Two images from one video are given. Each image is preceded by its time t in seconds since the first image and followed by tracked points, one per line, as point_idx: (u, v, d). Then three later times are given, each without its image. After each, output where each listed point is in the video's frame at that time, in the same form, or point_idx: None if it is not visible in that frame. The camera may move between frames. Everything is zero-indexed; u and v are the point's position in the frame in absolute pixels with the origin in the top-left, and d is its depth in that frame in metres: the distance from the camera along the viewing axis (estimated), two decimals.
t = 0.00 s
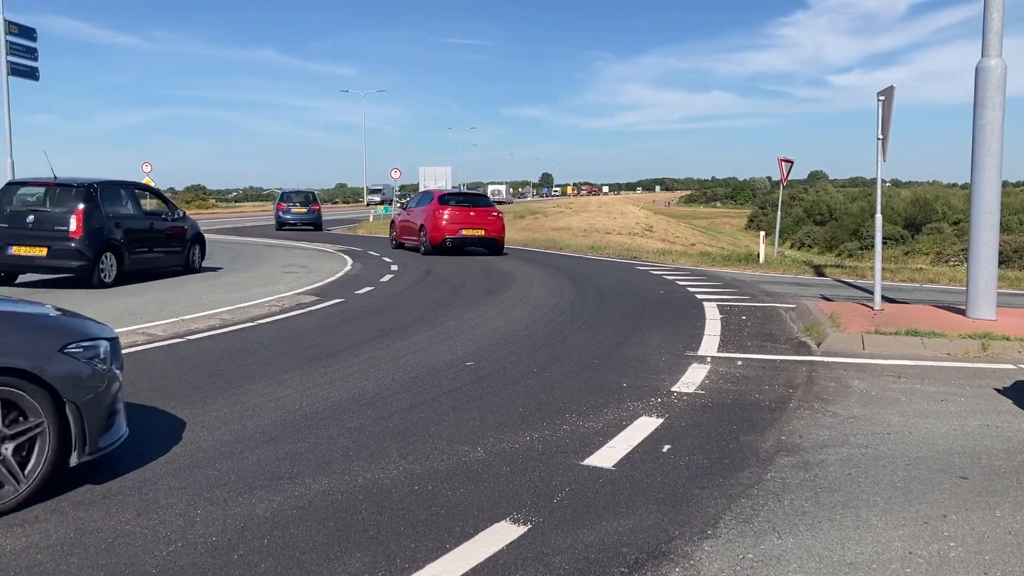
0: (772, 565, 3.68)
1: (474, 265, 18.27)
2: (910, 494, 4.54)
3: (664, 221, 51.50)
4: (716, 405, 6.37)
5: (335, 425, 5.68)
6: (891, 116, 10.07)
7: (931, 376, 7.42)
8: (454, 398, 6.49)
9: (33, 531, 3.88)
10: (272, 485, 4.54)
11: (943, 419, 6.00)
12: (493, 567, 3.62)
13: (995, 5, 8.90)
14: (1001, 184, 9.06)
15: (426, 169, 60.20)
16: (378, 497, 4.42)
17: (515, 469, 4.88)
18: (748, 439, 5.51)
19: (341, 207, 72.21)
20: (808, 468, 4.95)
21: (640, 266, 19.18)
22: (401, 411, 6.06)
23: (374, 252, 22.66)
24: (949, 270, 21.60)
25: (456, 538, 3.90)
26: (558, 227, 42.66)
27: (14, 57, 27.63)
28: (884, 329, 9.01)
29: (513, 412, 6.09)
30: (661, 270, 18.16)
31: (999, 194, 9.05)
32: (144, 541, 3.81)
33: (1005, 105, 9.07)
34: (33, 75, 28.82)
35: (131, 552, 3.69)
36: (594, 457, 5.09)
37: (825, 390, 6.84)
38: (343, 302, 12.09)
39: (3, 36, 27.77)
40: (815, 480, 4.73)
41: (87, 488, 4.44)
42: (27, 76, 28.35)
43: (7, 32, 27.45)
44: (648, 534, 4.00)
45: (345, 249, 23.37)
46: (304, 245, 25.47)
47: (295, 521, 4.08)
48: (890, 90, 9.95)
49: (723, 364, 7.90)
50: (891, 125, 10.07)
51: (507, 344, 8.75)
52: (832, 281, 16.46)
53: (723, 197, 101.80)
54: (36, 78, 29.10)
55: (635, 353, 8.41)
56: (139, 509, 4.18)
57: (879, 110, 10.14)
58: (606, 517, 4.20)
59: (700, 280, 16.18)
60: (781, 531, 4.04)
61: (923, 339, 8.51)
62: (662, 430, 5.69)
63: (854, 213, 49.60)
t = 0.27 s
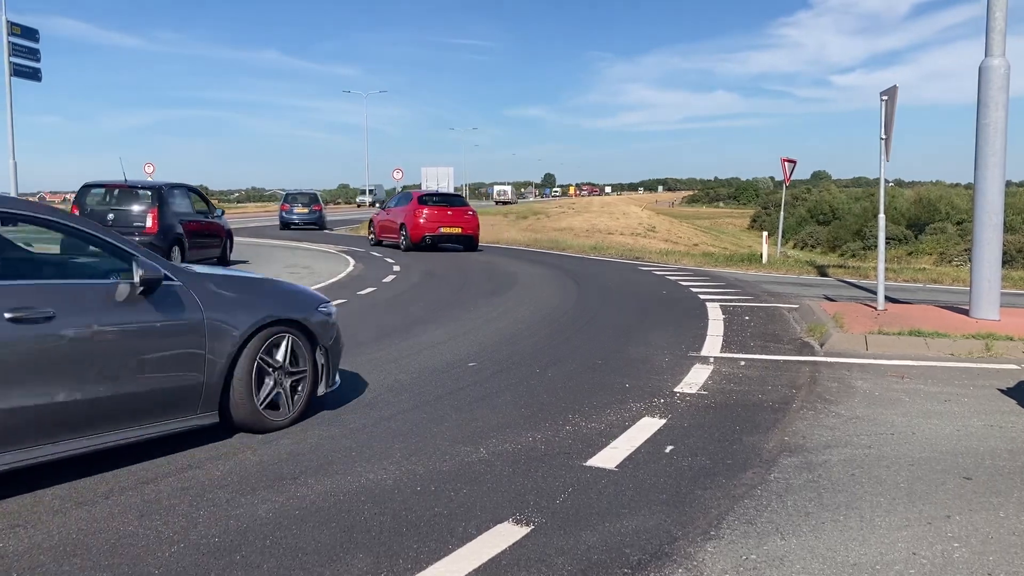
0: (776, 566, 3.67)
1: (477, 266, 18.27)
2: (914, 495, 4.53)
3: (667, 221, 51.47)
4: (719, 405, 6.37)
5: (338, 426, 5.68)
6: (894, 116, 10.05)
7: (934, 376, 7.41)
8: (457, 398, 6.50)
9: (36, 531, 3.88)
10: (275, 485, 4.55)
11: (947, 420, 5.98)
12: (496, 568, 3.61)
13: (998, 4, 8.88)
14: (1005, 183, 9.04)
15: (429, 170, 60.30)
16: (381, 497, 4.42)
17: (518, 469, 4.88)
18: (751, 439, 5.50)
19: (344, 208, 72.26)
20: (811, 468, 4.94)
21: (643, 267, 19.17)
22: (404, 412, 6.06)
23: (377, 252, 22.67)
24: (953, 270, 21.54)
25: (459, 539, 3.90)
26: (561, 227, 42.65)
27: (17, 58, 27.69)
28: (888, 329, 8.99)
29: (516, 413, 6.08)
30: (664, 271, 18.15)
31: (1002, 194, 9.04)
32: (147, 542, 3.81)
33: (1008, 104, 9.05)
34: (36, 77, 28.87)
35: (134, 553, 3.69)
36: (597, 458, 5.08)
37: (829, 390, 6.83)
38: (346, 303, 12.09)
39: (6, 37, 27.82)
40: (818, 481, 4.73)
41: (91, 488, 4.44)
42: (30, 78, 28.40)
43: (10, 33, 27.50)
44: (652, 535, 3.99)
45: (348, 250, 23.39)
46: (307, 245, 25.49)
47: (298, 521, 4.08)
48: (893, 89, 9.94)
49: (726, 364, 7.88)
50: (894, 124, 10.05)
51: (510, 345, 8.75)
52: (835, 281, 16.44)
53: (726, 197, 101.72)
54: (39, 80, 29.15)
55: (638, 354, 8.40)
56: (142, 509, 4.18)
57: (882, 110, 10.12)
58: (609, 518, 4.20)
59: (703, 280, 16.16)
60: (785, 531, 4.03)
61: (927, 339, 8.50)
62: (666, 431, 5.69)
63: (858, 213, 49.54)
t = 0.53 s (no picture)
0: (779, 567, 3.66)
1: (479, 267, 18.26)
2: (917, 496, 4.52)
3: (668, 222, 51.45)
4: (721, 406, 6.36)
5: (340, 427, 5.67)
6: (897, 116, 10.04)
7: (937, 376, 7.40)
8: (459, 399, 6.50)
9: (38, 534, 3.88)
10: (277, 487, 4.54)
11: (950, 420, 5.97)
12: (498, 570, 3.60)
13: (1001, 4, 8.87)
14: (1007, 184, 9.02)
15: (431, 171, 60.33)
16: (383, 499, 4.41)
17: (520, 471, 4.87)
18: (754, 440, 5.49)
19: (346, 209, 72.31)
20: (814, 469, 4.93)
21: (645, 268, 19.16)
22: (406, 413, 6.05)
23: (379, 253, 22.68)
24: (956, 271, 21.50)
25: (461, 541, 3.89)
26: (563, 228, 42.65)
27: (19, 60, 27.73)
28: (891, 330, 8.97)
29: (518, 414, 6.08)
30: (666, 271, 18.13)
31: (1005, 194, 9.02)
32: (148, 544, 3.81)
33: (1011, 104, 9.03)
34: (38, 78, 28.90)
35: (136, 555, 3.69)
36: (600, 459, 5.07)
37: (831, 391, 6.82)
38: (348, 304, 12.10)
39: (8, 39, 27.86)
40: (821, 482, 4.72)
41: (93, 490, 4.44)
42: (32, 80, 28.43)
43: (12, 35, 27.53)
44: (654, 536, 3.98)
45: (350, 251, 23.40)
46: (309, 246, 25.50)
47: (300, 523, 4.07)
48: (895, 90, 9.92)
49: (729, 365, 7.87)
50: (896, 124, 10.04)
51: (512, 346, 8.74)
52: (838, 281, 16.43)
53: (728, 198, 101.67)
54: (41, 81, 29.19)
55: (640, 355, 8.39)
56: (144, 511, 4.18)
57: (884, 110, 10.11)
58: (612, 519, 4.19)
59: (705, 281, 16.15)
60: (788, 533, 4.02)
61: (929, 340, 8.48)
62: (668, 432, 5.68)
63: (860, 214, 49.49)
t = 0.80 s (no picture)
0: (782, 569, 3.66)
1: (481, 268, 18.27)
2: (920, 497, 4.51)
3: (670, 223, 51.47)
4: (724, 407, 6.35)
5: (342, 428, 5.68)
6: (898, 117, 10.03)
7: (939, 377, 7.39)
8: (461, 400, 6.50)
9: (40, 536, 3.89)
10: (280, 489, 4.54)
11: (953, 421, 5.96)
12: (500, 571, 3.60)
13: (1003, 5, 8.86)
14: (1010, 184, 9.01)
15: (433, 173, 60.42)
16: (385, 500, 4.41)
17: (522, 472, 4.88)
18: (756, 441, 5.48)
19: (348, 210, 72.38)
20: (816, 470, 4.93)
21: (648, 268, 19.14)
22: (408, 414, 6.05)
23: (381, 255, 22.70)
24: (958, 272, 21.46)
25: (463, 542, 3.89)
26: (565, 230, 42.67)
27: (22, 62, 27.82)
28: (893, 331, 8.96)
29: (520, 415, 6.08)
30: (668, 272, 18.12)
31: (1007, 195, 9.01)
32: (151, 546, 3.81)
33: (1013, 105, 9.03)
34: (40, 80, 28.98)
35: (139, 557, 3.69)
36: (602, 461, 5.07)
37: (834, 392, 6.81)
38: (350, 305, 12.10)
39: (11, 41, 27.95)
40: (824, 483, 4.71)
41: (95, 492, 4.45)
42: (35, 82, 28.51)
43: (15, 37, 27.63)
44: (656, 537, 3.98)
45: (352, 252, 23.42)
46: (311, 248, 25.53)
47: (303, 525, 4.08)
48: (897, 90, 9.92)
49: (731, 366, 7.86)
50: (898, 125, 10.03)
51: (514, 347, 8.75)
52: (840, 282, 16.41)
53: (729, 199, 101.64)
54: (43, 83, 29.26)
55: (642, 356, 8.39)
56: (146, 513, 4.18)
57: (886, 111, 10.10)
58: (614, 520, 4.19)
59: (707, 282, 16.15)
60: (790, 534, 4.02)
61: (932, 341, 8.47)
62: (670, 433, 5.67)
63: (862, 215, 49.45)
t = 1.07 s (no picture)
0: (784, 570, 3.65)
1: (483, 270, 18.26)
2: (923, 498, 4.50)
3: (672, 224, 51.43)
4: (725, 409, 6.34)
5: (344, 430, 5.69)
6: (900, 118, 10.03)
7: (942, 378, 7.38)
8: (464, 402, 6.50)
9: (43, 538, 3.89)
10: (282, 490, 4.55)
11: (955, 422, 5.95)
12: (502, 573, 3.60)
13: (1005, 5, 8.85)
14: (1012, 184, 8.99)
15: (435, 174, 60.49)
16: (387, 502, 4.41)
17: (524, 473, 4.88)
18: (758, 443, 5.47)
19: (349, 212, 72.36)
20: (818, 472, 4.92)
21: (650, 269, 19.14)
22: (410, 416, 6.06)
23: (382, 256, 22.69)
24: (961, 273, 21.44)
25: (465, 544, 3.90)
26: (566, 231, 42.65)
27: (24, 64, 27.86)
28: (895, 332, 8.94)
29: (522, 416, 6.07)
30: (670, 273, 18.11)
31: (1009, 195, 8.99)
32: (154, 547, 3.82)
33: (1015, 105, 9.02)
34: (42, 82, 29.01)
35: (142, 558, 3.70)
36: (604, 462, 5.07)
37: (836, 393, 6.81)
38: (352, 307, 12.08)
39: (13, 43, 27.98)
40: (826, 484, 4.71)
41: (97, 494, 4.45)
42: (36, 84, 28.54)
43: (16, 39, 27.66)
44: (659, 539, 3.98)
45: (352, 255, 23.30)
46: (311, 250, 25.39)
47: (305, 526, 4.08)
48: (899, 90, 9.91)
49: (733, 367, 7.86)
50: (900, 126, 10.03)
51: (516, 348, 8.75)
52: (841, 283, 16.39)
53: (731, 200, 101.59)
54: (45, 85, 29.28)
55: (644, 356, 8.39)
56: (148, 515, 4.19)
57: (888, 111, 10.09)
58: (616, 521, 4.18)
59: (708, 283, 16.14)
60: (792, 535, 4.01)
61: (934, 341, 8.46)
62: (673, 434, 5.67)
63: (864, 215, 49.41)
